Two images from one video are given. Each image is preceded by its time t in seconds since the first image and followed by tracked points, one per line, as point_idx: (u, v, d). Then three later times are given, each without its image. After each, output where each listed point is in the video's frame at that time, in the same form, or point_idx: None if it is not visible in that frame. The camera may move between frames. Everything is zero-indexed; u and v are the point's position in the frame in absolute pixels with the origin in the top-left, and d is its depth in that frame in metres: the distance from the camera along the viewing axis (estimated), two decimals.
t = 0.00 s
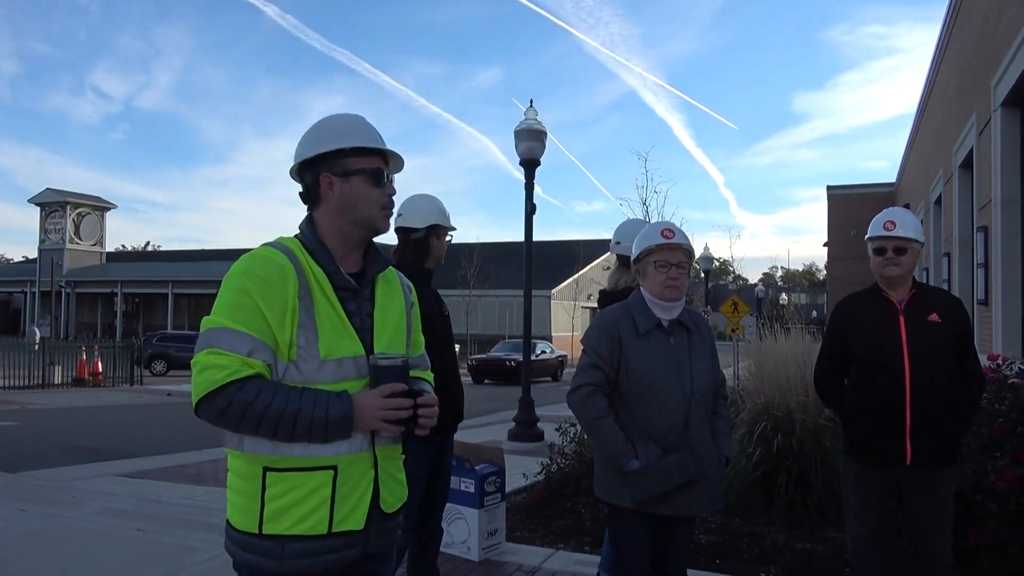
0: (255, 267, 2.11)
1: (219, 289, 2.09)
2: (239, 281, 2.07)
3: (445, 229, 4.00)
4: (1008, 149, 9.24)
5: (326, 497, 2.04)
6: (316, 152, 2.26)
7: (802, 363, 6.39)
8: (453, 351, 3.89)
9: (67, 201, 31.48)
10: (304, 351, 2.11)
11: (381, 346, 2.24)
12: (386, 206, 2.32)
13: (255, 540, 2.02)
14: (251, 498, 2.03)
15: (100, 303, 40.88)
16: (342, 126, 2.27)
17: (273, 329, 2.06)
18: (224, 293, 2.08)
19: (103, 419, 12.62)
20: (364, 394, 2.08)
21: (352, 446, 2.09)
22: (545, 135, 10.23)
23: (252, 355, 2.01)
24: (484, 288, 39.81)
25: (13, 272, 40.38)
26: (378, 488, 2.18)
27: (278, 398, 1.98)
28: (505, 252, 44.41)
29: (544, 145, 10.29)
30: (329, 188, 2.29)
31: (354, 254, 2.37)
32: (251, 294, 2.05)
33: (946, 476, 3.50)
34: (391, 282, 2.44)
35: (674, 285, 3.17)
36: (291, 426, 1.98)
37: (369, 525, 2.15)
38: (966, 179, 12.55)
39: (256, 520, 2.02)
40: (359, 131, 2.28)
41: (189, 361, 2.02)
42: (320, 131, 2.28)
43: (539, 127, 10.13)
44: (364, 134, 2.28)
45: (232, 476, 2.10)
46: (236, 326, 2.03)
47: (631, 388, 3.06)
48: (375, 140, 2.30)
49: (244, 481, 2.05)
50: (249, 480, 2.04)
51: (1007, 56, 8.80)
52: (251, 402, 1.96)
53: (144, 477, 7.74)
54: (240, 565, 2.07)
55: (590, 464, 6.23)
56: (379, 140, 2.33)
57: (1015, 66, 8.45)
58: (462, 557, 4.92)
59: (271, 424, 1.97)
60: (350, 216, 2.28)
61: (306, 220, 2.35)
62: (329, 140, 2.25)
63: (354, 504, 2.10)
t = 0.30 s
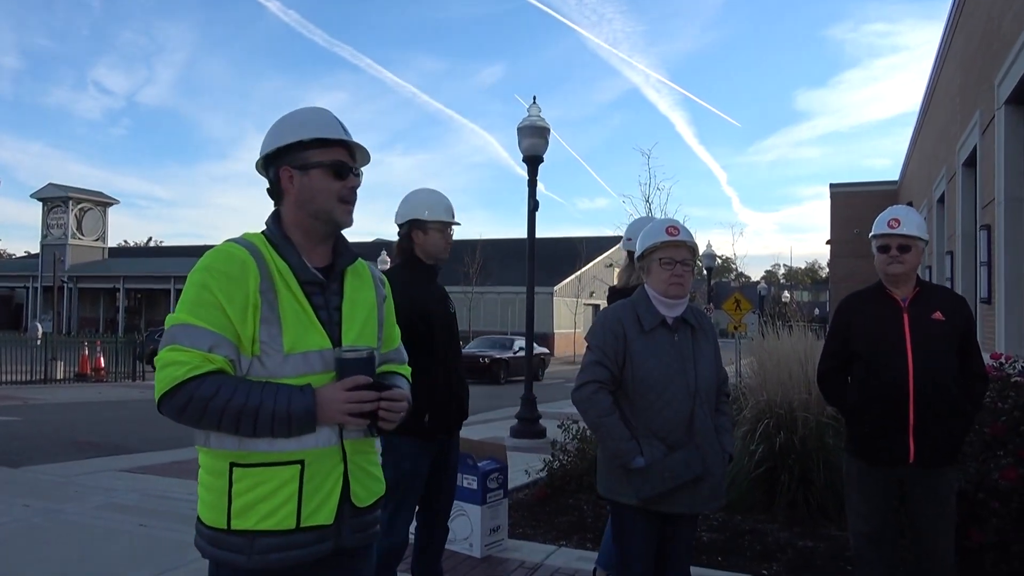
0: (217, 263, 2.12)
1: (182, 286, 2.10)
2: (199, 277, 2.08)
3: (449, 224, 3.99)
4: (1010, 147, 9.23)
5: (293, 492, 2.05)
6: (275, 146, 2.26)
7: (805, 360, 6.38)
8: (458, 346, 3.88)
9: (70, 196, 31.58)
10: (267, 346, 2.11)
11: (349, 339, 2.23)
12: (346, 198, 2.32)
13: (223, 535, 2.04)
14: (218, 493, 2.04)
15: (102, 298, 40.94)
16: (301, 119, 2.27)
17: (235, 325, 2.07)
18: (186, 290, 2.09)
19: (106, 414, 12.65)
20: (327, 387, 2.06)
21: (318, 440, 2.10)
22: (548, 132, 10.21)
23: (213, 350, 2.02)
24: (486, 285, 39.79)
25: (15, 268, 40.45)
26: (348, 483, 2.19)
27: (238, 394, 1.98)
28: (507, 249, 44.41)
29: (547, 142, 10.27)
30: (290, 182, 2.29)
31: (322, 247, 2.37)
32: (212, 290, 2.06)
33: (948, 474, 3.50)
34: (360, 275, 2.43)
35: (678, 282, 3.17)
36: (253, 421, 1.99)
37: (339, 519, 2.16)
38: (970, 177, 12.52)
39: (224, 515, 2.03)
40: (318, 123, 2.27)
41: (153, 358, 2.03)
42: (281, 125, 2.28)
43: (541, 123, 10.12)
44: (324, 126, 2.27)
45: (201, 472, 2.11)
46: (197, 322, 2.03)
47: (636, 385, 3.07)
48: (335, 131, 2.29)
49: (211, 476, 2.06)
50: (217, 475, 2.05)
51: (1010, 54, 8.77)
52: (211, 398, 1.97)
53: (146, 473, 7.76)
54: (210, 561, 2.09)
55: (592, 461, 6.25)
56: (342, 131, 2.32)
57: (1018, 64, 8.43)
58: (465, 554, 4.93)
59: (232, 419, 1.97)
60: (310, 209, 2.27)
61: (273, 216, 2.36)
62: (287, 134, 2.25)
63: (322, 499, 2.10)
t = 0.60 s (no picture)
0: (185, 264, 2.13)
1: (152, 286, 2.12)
2: (168, 277, 2.09)
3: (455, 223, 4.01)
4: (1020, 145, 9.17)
5: (263, 491, 2.08)
6: (245, 143, 2.28)
7: (814, 358, 6.36)
8: (464, 345, 3.85)
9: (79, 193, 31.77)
10: (235, 344, 2.12)
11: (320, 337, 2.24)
12: (312, 192, 2.31)
13: (199, 532, 2.08)
14: (193, 491, 2.09)
15: (112, 294, 41.14)
16: (269, 116, 2.29)
17: (202, 323, 2.07)
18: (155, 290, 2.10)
19: (117, 410, 12.73)
20: (293, 385, 2.05)
21: (288, 438, 2.12)
22: (556, 129, 10.20)
23: (180, 350, 2.03)
24: (494, 282, 39.78)
25: (26, 264, 40.70)
26: (320, 480, 2.21)
27: (204, 392, 1.99)
28: (515, 246, 44.41)
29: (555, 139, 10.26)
30: (258, 179, 2.32)
31: (295, 244, 2.39)
32: (180, 290, 2.07)
33: (958, 473, 3.49)
34: (335, 271, 2.44)
35: (687, 279, 3.18)
36: (218, 420, 1.99)
37: (312, 516, 2.19)
38: (981, 175, 12.45)
39: (198, 513, 2.08)
40: (286, 118, 2.29)
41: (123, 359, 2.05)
42: (250, 123, 2.31)
43: (549, 121, 10.12)
44: (290, 122, 2.28)
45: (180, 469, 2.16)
46: (164, 321, 2.04)
47: (644, 382, 3.07)
48: (302, 126, 2.29)
49: (187, 474, 2.11)
50: (192, 473, 2.09)
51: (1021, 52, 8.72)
52: (177, 396, 1.97)
53: (156, 468, 7.81)
54: (189, 556, 2.14)
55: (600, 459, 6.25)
56: (311, 126, 2.32)
57: None
58: (473, 551, 4.94)
59: (197, 418, 1.98)
60: (276, 206, 2.29)
61: (246, 215, 2.39)
62: (255, 130, 2.28)
63: (293, 497, 2.13)
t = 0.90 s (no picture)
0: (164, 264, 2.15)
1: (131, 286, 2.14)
2: (146, 276, 2.11)
3: (463, 226, 4.02)
4: None
5: (237, 490, 2.10)
6: (236, 142, 2.29)
7: (827, 356, 6.33)
8: (468, 347, 3.84)
9: (93, 191, 32.05)
10: (211, 344, 2.14)
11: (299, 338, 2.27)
12: (297, 198, 2.31)
13: (178, 528, 2.12)
14: (173, 487, 2.13)
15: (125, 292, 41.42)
16: (263, 117, 2.30)
17: (177, 322, 2.08)
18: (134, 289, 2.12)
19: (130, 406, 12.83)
20: (262, 387, 2.06)
21: (261, 439, 2.13)
22: (567, 127, 10.19)
23: (154, 348, 2.04)
24: (505, 280, 39.77)
25: (41, 261, 41.05)
26: (296, 480, 2.22)
27: (174, 391, 2.00)
28: (526, 244, 44.41)
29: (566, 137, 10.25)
30: (247, 178, 2.32)
31: (279, 247, 2.40)
32: (156, 289, 2.09)
33: (972, 472, 3.46)
34: (318, 271, 2.45)
35: (700, 277, 3.15)
36: (188, 418, 2.00)
37: (289, 515, 2.21)
38: (995, 173, 12.35)
39: (177, 509, 2.11)
40: (279, 121, 2.30)
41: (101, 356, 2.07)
42: (243, 123, 2.32)
43: (560, 118, 10.10)
44: (281, 126, 2.29)
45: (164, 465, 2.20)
46: (140, 319, 2.06)
47: (656, 380, 3.06)
48: (293, 131, 2.29)
49: (168, 470, 2.15)
50: (172, 469, 2.13)
51: None
52: (149, 395, 1.99)
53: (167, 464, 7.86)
54: (171, 551, 2.18)
55: (610, 457, 6.24)
56: (304, 132, 2.32)
57: None
58: (483, 548, 4.95)
59: (168, 417, 2.00)
60: (260, 208, 2.29)
61: (233, 214, 2.39)
62: (248, 130, 2.29)
63: (267, 497, 2.15)
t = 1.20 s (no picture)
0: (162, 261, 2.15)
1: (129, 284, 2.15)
2: (143, 275, 2.12)
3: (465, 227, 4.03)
4: None
5: (237, 485, 2.11)
6: (232, 142, 2.28)
7: (837, 355, 6.30)
8: (445, 343, 3.75)
9: (104, 188, 32.25)
10: (211, 341, 2.15)
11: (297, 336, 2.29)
12: (295, 201, 2.33)
13: (178, 523, 2.12)
14: (173, 483, 2.13)
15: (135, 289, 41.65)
16: (263, 118, 2.30)
17: (174, 321, 2.09)
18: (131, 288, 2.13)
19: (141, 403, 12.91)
20: (260, 385, 2.07)
21: (260, 435, 2.14)
22: (576, 124, 10.17)
23: (151, 347, 2.05)
24: (513, 278, 39.77)
25: (52, 258, 41.31)
26: (296, 475, 2.24)
27: (172, 390, 2.01)
28: (534, 242, 44.41)
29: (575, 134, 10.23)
30: (243, 177, 2.31)
31: (275, 244, 2.41)
32: (153, 287, 2.09)
33: (984, 471, 3.44)
34: (313, 268, 2.46)
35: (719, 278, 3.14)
36: (187, 416, 2.02)
37: (289, 509, 2.22)
38: (1007, 171, 12.27)
39: (177, 505, 2.12)
40: (279, 123, 2.29)
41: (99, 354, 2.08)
42: (240, 122, 2.31)
43: (569, 116, 10.08)
44: (281, 128, 2.28)
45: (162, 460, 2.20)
46: (138, 318, 2.07)
47: (668, 379, 3.05)
48: (292, 134, 2.29)
49: (167, 466, 2.15)
50: (172, 465, 2.13)
51: None
52: (147, 393, 2.00)
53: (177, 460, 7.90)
54: (170, 546, 2.18)
55: (618, 455, 6.25)
56: (303, 136, 2.33)
57: None
58: (491, 545, 4.96)
59: (166, 415, 2.01)
60: (257, 208, 2.30)
61: (227, 211, 2.39)
62: (247, 130, 2.28)
63: (268, 492, 2.16)
